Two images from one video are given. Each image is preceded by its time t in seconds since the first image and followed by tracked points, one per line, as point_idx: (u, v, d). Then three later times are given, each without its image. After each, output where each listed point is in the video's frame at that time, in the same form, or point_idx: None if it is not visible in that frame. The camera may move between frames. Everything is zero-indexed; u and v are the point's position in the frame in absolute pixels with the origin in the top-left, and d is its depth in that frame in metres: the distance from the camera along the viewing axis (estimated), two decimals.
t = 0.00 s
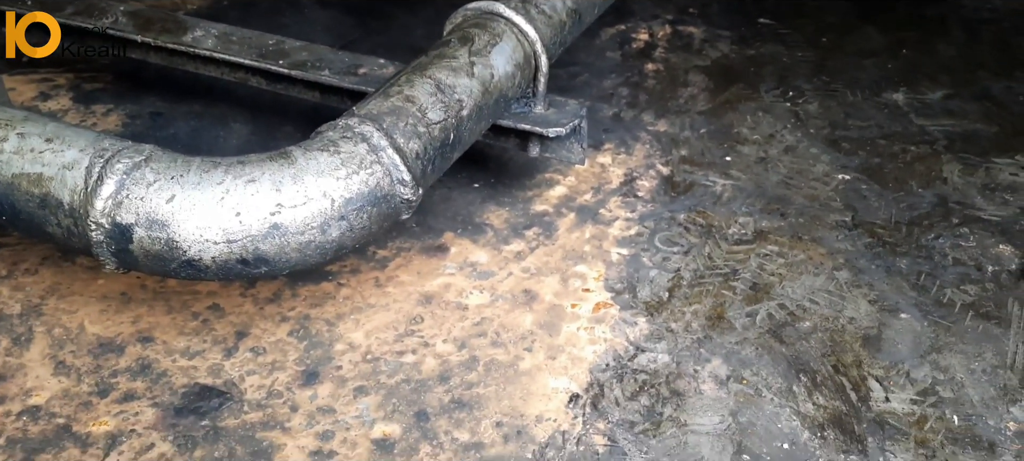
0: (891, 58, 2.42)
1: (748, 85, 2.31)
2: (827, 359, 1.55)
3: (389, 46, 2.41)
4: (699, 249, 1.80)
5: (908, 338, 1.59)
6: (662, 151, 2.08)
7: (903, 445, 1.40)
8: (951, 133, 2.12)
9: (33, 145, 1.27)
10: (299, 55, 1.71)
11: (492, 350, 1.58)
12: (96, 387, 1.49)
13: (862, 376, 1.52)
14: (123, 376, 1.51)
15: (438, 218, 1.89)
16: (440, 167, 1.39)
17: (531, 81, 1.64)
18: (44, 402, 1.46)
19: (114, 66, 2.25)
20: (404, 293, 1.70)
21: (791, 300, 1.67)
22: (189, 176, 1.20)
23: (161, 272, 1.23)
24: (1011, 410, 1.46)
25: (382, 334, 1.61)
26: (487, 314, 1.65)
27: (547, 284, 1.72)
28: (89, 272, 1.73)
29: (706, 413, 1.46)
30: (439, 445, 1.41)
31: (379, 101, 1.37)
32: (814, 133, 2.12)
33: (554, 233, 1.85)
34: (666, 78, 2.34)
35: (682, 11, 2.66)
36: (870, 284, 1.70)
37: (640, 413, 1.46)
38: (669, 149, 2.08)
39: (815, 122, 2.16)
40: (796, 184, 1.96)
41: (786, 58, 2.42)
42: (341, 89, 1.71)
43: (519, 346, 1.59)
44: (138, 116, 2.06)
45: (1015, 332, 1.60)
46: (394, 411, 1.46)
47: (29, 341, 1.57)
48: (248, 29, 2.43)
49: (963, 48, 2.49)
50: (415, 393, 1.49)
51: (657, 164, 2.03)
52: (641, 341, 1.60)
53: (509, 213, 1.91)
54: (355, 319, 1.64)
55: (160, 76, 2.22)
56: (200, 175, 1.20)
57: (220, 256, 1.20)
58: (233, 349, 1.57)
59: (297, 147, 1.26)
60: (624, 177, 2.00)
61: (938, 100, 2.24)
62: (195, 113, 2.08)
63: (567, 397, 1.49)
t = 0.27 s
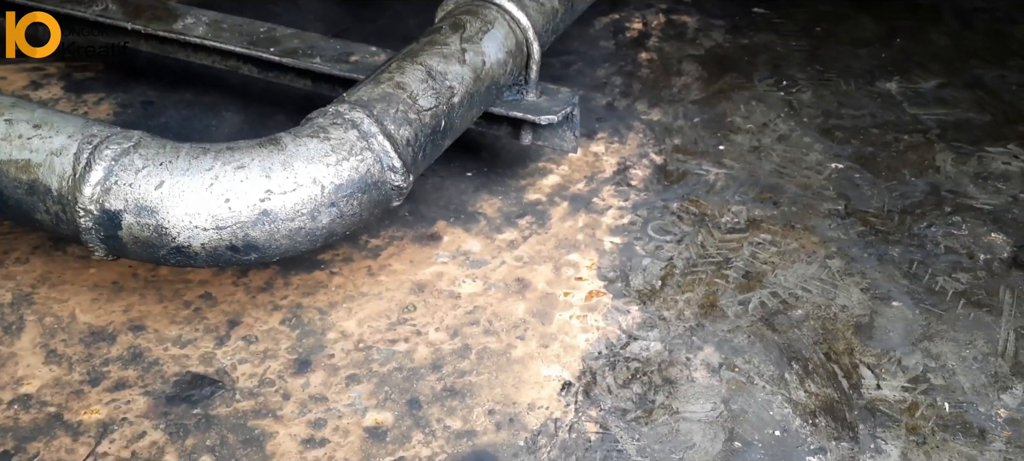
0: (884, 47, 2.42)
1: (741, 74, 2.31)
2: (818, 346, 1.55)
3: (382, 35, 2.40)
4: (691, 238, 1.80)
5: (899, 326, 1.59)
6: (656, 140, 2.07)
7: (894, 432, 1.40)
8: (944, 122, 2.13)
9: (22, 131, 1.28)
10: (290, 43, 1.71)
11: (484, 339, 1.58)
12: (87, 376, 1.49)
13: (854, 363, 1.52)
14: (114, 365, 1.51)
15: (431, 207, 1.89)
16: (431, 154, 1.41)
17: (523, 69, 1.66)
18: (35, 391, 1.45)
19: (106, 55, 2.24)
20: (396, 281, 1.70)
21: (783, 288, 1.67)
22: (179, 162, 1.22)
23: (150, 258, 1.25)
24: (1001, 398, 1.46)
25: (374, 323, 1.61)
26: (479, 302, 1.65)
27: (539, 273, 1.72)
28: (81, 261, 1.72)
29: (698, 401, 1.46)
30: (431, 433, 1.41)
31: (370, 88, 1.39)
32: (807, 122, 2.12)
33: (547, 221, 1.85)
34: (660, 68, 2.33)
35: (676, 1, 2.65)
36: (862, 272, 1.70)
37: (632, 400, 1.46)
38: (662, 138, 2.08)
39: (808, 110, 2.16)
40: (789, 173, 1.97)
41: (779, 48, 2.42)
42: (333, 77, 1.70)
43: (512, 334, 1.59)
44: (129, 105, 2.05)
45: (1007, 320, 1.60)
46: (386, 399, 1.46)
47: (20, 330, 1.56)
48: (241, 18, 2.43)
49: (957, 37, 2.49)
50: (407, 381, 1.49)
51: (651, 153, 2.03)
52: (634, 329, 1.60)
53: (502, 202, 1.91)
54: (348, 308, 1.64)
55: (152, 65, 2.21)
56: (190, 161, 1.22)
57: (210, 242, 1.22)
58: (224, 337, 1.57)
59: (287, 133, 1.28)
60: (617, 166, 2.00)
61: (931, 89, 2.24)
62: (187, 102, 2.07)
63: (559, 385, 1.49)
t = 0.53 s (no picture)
0: (878, 42, 2.44)
1: (735, 69, 2.32)
2: (810, 340, 1.57)
3: (377, 29, 2.40)
4: (684, 232, 1.81)
5: (890, 320, 1.60)
6: (649, 134, 2.08)
7: (884, 425, 1.41)
8: (936, 116, 2.14)
9: (15, 126, 1.29)
10: (285, 37, 1.71)
11: (478, 332, 1.59)
12: (82, 370, 1.49)
13: (844, 357, 1.53)
14: (110, 358, 1.52)
15: (425, 201, 1.90)
16: (424, 149, 1.43)
17: (516, 64, 1.67)
18: (31, 385, 1.46)
19: (101, 49, 2.24)
20: (390, 275, 1.70)
21: (775, 282, 1.68)
22: (172, 156, 1.22)
23: (144, 253, 1.25)
24: (991, 390, 1.47)
25: (369, 317, 1.61)
26: (473, 296, 1.66)
27: (533, 267, 1.73)
28: (76, 255, 1.73)
29: (690, 394, 1.47)
30: (425, 426, 1.41)
31: (363, 82, 1.40)
32: (800, 116, 2.13)
33: (541, 215, 1.86)
34: (654, 62, 2.34)
35: None
36: (853, 266, 1.71)
37: (625, 393, 1.47)
38: (655, 132, 2.09)
39: (801, 105, 2.17)
40: (781, 167, 1.98)
41: (773, 42, 2.43)
42: (327, 72, 1.71)
43: (505, 328, 1.59)
44: (124, 99, 2.05)
45: (996, 313, 1.62)
46: (380, 392, 1.47)
47: (16, 324, 1.57)
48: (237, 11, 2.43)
49: (950, 32, 2.50)
50: (401, 375, 1.50)
51: (644, 147, 2.04)
52: (627, 322, 1.61)
53: (496, 196, 1.91)
54: (342, 302, 1.65)
55: (147, 59, 2.21)
56: (183, 156, 1.23)
57: (204, 236, 1.23)
58: (219, 331, 1.58)
59: (280, 128, 1.29)
60: (610, 160, 2.01)
61: (924, 84, 2.26)
62: (182, 96, 2.08)
63: (552, 378, 1.50)
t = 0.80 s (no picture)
0: (872, 36, 2.44)
1: (729, 63, 2.32)
2: (803, 333, 1.57)
3: (371, 22, 2.40)
4: (679, 225, 1.81)
5: (884, 312, 1.61)
6: (644, 128, 2.08)
7: (877, 417, 1.41)
8: (931, 110, 2.14)
9: (6, 119, 1.29)
10: (278, 30, 1.71)
11: (472, 326, 1.59)
12: (76, 364, 1.49)
13: (838, 349, 1.54)
14: (103, 352, 1.51)
15: (420, 194, 1.90)
16: (418, 142, 1.43)
17: (511, 58, 1.68)
18: (24, 379, 1.46)
19: (94, 44, 2.23)
20: (385, 269, 1.70)
21: (769, 276, 1.69)
22: (164, 149, 1.23)
23: (136, 246, 1.25)
24: (983, 382, 1.47)
25: (363, 310, 1.61)
26: (467, 290, 1.66)
27: (527, 260, 1.73)
28: (69, 249, 1.72)
29: (684, 387, 1.47)
30: (419, 419, 1.41)
31: (356, 75, 1.40)
32: (794, 110, 2.14)
33: (535, 209, 1.86)
34: (649, 56, 2.34)
35: None
36: (847, 260, 1.72)
37: (619, 386, 1.47)
38: (650, 126, 2.09)
39: (795, 99, 2.18)
40: (776, 161, 1.98)
41: (768, 36, 2.43)
42: (321, 65, 1.71)
43: (500, 321, 1.60)
44: (118, 93, 2.05)
45: (990, 306, 1.62)
46: (374, 385, 1.47)
47: (9, 318, 1.56)
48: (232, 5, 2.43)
49: (944, 26, 2.51)
50: (396, 368, 1.50)
51: (639, 141, 2.04)
52: (621, 315, 1.61)
53: (491, 190, 1.91)
54: (336, 295, 1.65)
55: (141, 54, 2.21)
56: (175, 148, 1.23)
57: (196, 229, 1.23)
58: (213, 325, 1.58)
59: (273, 121, 1.29)
60: (605, 154, 2.01)
61: (918, 78, 2.26)
62: (177, 90, 2.07)
63: (547, 371, 1.50)
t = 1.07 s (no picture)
0: (867, 30, 2.44)
1: (724, 56, 2.32)
2: (797, 326, 1.57)
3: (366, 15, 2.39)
4: (673, 219, 1.81)
5: (878, 305, 1.61)
6: (639, 121, 2.08)
7: (870, 409, 1.41)
8: (925, 103, 2.14)
9: None
10: (271, 23, 1.71)
11: (466, 319, 1.58)
12: (68, 357, 1.48)
13: (832, 342, 1.53)
14: (96, 346, 1.51)
15: (413, 188, 1.89)
16: (410, 134, 1.43)
17: (504, 50, 1.69)
18: (16, 373, 1.45)
19: (87, 37, 2.22)
20: (378, 262, 1.70)
21: (763, 269, 1.69)
22: (154, 141, 1.23)
23: (126, 238, 1.25)
24: (977, 375, 1.47)
25: (357, 303, 1.61)
26: (461, 283, 1.66)
27: (521, 253, 1.73)
28: (61, 243, 1.72)
29: (678, 379, 1.47)
30: (412, 412, 1.41)
31: (348, 67, 1.41)
32: (789, 103, 2.14)
33: (530, 202, 1.85)
34: (643, 49, 2.34)
35: None
36: (841, 253, 1.72)
37: (613, 379, 1.47)
38: (645, 119, 2.09)
39: (790, 92, 2.18)
40: (770, 154, 1.98)
41: (763, 30, 2.44)
42: (314, 58, 1.70)
43: (494, 314, 1.59)
44: (110, 87, 2.04)
45: (983, 298, 1.62)
46: (368, 379, 1.46)
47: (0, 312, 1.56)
48: None
49: (938, 20, 2.51)
50: (389, 361, 1.50)
51: (633, 134, 2.04)
52: (615, 308, 1.61)
53: (485, 183, 1.91)
54: (330, 288, 1.64)
55: (134, 47, 2.20)
56: (165, 140, 1.23)
57: (187, 222, 1.23)
58: (206, 318, 1.57)
59: (264, 112, 1.29)
60: (599, 147, 2.00)
61: (913, 71, 2.26)
62: (170, 84, 2.06)
63: (541, 365, 1.50)
